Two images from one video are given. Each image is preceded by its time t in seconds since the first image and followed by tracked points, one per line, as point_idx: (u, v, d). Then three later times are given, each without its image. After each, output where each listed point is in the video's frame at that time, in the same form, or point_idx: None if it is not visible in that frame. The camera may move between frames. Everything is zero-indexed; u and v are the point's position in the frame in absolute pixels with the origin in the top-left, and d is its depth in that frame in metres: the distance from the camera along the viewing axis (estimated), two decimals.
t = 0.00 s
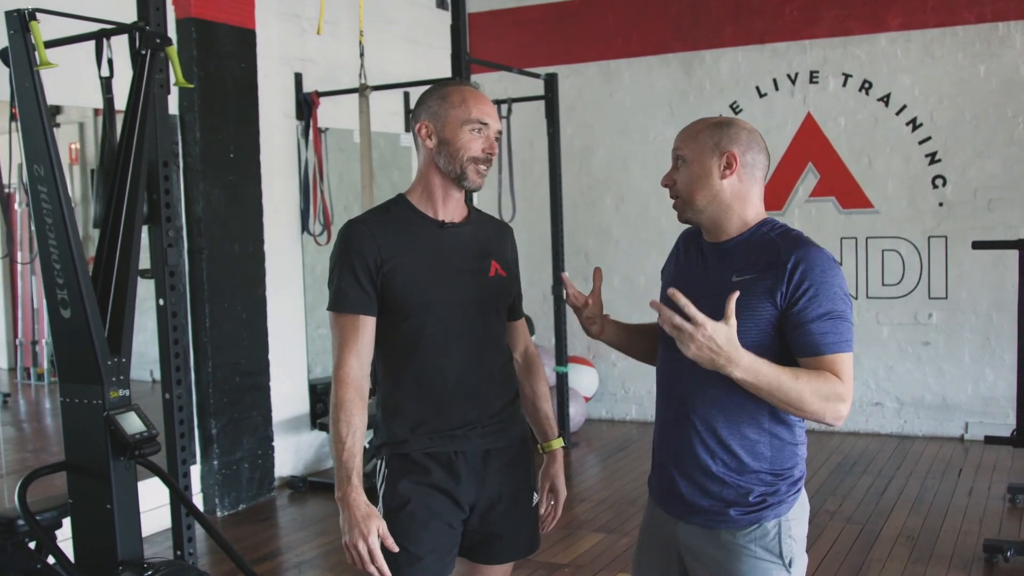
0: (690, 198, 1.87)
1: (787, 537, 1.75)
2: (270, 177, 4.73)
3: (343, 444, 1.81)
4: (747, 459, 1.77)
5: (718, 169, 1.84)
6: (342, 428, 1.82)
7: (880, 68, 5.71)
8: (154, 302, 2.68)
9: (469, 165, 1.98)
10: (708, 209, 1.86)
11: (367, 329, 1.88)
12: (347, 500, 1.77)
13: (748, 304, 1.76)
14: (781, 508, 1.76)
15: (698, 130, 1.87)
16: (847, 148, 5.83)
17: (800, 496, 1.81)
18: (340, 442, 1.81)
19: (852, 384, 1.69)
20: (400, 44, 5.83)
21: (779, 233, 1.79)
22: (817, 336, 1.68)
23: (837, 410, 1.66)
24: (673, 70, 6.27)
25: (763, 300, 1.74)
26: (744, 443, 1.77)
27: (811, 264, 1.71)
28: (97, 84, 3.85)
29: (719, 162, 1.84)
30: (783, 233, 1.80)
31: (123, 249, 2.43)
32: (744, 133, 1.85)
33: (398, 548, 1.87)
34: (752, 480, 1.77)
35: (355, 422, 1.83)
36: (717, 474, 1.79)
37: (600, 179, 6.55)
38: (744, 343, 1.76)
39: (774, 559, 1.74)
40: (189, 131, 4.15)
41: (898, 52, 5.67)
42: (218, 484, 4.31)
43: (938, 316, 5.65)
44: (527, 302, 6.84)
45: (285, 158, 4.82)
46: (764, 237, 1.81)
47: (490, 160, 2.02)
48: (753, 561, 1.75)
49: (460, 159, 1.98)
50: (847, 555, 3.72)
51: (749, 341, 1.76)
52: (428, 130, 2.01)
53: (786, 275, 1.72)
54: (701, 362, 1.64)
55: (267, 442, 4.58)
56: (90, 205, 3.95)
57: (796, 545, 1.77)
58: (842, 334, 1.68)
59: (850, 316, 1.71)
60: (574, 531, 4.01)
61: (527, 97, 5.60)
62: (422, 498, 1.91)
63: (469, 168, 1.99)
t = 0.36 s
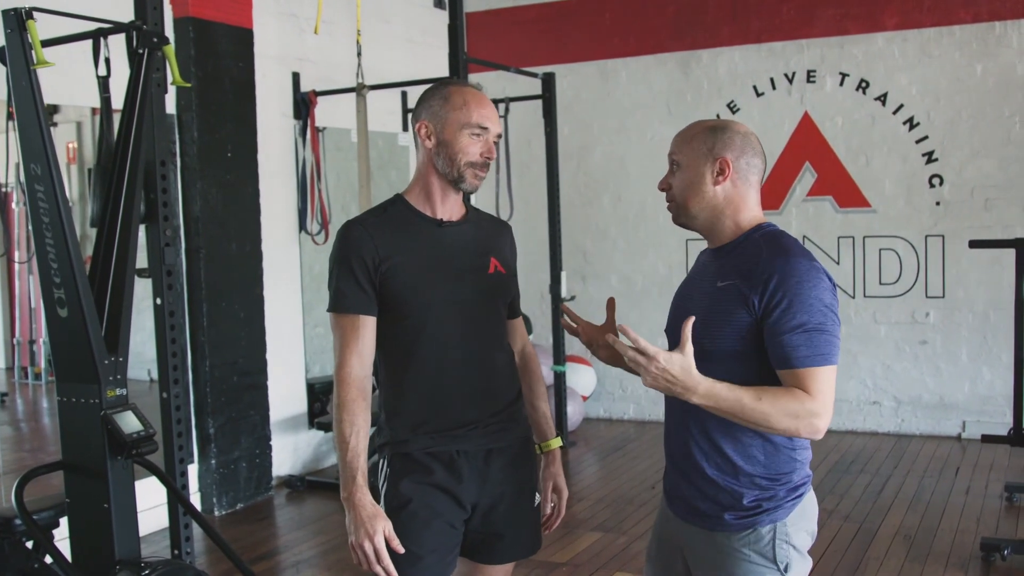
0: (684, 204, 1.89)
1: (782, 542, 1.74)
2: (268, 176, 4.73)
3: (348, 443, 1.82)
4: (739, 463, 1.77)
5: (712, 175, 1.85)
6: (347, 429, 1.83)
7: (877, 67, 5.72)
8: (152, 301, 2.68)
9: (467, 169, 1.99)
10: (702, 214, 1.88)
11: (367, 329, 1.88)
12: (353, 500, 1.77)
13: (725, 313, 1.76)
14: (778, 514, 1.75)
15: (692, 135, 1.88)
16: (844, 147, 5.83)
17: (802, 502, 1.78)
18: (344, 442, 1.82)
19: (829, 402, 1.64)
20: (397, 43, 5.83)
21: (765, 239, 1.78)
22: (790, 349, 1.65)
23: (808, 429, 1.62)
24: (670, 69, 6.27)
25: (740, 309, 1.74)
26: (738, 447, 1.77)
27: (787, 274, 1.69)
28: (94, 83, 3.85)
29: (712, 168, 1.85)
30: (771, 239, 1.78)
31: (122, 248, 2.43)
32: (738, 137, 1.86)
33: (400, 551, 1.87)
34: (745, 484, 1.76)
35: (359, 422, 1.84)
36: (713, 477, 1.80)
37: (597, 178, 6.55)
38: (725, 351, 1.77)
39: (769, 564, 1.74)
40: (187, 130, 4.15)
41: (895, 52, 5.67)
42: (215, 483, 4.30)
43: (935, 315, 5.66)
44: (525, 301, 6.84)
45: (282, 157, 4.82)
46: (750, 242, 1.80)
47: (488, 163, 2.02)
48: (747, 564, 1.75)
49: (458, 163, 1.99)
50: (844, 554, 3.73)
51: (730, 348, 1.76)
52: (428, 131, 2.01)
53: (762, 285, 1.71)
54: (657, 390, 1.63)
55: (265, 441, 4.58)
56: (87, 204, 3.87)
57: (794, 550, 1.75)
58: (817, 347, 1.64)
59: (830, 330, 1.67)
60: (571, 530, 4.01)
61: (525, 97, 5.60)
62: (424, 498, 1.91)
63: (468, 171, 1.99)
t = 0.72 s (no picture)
0: (692, 213, 1.88)
1: (782, 540, 1.74)
2: (271, 176, 4.73)
3: (349, 442, 1.82)
4: (740, 459, 1.76)
5: (725, 191, 1.85)
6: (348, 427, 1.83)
7: (881, 68, 5.71)
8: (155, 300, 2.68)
9: (474, 165, 1.99)
10: (710, 224, 1.88)
11: (371, 327, 1.88)
12: (353, 499, 1.77)
13: (728, 302, 1.76)
14: (779, 512, 1.75)
15: (704, 146, 1.84)
16: (847, 147, 5.83)
17: (803, 500, 1.78)
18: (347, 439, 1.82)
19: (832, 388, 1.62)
20: (400, 43, 5.83)
21: (772, 233, 1.78)
22: (794, 334, 1.63)
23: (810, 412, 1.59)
24: (673, 69, 6.27)
25: (744, 298, 1.74)
26: (738, 444, 1.76)
27: (792, 263, 1.69)
28: (97, 83, 3.85)
29: (726, 183, 1.84)
30: (778, 233, 1.78)
31: (124, 248, 2.43)
32: (751, 150, 1.83)
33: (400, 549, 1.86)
34: (745, 479, 1.76)
35: (360, 421, 1.84)
36: (713, 473, 1.79)
37: (600, 178, 6.55)
38: (727, 340, 1.76)
39: (769, 562, 1.74)
40: (190, 129, 4.16)
41: (898, 52, 5.66)
42: (218, 483, 4.31)
43: (938, 316, 5.65)
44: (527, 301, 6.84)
45: (286, 157, 4.82)
46: (757, 237, 1.80)
47: (495, 159, 2.02)
48: (747, 560, 1.76)
49: (465, 159, 1.98)
50: (847, 555, 3.72)
51: (733, 338, 1.76)
52: (434, 128, 2.01)
53: (767, 273, 1.71)
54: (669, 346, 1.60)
55: (267, 441, 4.59)
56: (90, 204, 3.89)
57: (794, 549, 1.75)
58: (821, 335, 1.63)
59: (834, 319, 1.65)
60: (574, 530, 4.01)
61: (527, 96, 5.60)
62: (428, 498, 1.91)
63: (475, 167, 1.99)
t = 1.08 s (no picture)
0: (731, 204, 1.83)
1: (782, 543, 1.73)
2: (272, 177, 4.74)
3: (350, 444, 1.81)
4: (741, 462, 1.76)
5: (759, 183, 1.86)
6: (350, 428, 1.82)
7: (882, 69, 5.71)
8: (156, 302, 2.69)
9: (475, 168, 1.98)
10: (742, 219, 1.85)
11: (373, 329, 1.88)
12: (354, 500, 1.77)
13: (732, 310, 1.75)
14: (779, 515, 1.74)
15: (746, 136, 1.84)
16: (848, 149, 5.83)
17: (802, 503, 1.78)
18: (349, 441, 1.82)
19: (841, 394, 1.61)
20: (401, 44, 5.83)
21: (776, 240, 1.77)
22: (802, 343, 1.63)
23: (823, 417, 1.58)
24: (674, 71, 6.27)
25: (750, 306, 1.73)
26: (739, 447, 1.76)
27: (799, 270, 1.68)
28: (98, 83, 3.85)
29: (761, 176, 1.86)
30: (782, 241, 1.77)
31: (125, 249, 2.43)
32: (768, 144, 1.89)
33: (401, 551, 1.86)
34: (744, 482, 1.76)
35: (363, 422, 1.84)
36: (713, 477, 1.79)
37: (601, 179, 6.55)
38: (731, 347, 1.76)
39: (769, 564, 1.73)
40: (191, 130, 4.16)
41: (900, 54, 5.66)
42: (219, 484, 4.31)
43: (939, 317, 5.65)
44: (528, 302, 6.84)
45: (287, 158, 4.83)
46: (761, 244, 1.79)
47: (495, 160, 2.01)
48: (747, 563, 1.75)
49: (466, 162, 1.98)
50: (849, 557, 3.72)
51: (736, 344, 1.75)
52: (435, 130, 2.01)
53: (773, 280, 1.70)
54: (686, 350, 1.60)
55: (268, 442, 4.59)
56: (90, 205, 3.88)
57: (794, 552, 1.74)
58: (829, 342, 1.62)
59: (840, 325, 1.65)
60: (575, 532, 4.01)
61: (529, 98, 5.60)
62: (429, 501, 1.91)
63: (475, 170, 1.99)
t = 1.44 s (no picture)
0: (707, 193, 1.85)
1: (791, 540, 1.74)
2: (272, 177, 4.74)
3: (351, 442, 1.82)
4: (749, 460, 1.77)
5: (740, 170, 1.83)
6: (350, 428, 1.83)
7: (882, 69, 5.71)
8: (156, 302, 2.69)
9: (470, 168, 1.98)
10: (722, 207, 1.85)
11: (373, 328, 1.88)
12: (355, 499, 1.77)
13: (744, 310, 1.75)
14: (787, 512, 1.75)
15: (722, 127, 1.86)
16: (847, 149, 5.83)
17: (807, 500, 1.80)
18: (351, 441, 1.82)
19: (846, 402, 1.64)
20: (401, 44, 5.84)
21: (789, 243, 1.77)
22: (812, 346, 1.65)
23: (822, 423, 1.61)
24: (674, 71, 6.27)
25: (763, 304, 1.73)
26: (746, 445, 1.77)
27: (814, 273, 1.69)
28: (98, 83, 3.86)
29: (742, 162, 1.83)
30: (796, 244, 1.77)
31: (125, 249, 2.43)
32: (766, 138, 1.85)
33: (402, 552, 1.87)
34: (754, 482, 1.76)
35: (364, 422, 1.84)
36: (721, 476, 1.79)
37: (601, 179, 6.55)
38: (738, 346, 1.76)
39: (779, 561, 1.74)
40: (190, 131, 4.16)
41: (899, 54, 5.67)
42: (219, 484, 4.31)
43: (939, 317, 5.65)
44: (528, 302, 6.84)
45: (287, 158, 4.83)
46: (773, 245, 1.79)
47: (494, 160, 2.01)
48: (756, 561, 1.76)
49: (463, 161, 1.98)
50: (848, 557, 3.72)
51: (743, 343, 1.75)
52: (433, 131, 2.02)
53: (789, 281, 1.71)
54: (693, 333, 1.65)
55: (268, 442, 4.59)
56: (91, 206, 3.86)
57: (802, 548, 1.75)
58: (838, 348, 1.64)
59: (851, 332, 1.67)
60: (574, 532, 4.01)
61: (528, 98, 5.60)
62: (430, 500, 1.91)
63: (471, 171, 1.98)
